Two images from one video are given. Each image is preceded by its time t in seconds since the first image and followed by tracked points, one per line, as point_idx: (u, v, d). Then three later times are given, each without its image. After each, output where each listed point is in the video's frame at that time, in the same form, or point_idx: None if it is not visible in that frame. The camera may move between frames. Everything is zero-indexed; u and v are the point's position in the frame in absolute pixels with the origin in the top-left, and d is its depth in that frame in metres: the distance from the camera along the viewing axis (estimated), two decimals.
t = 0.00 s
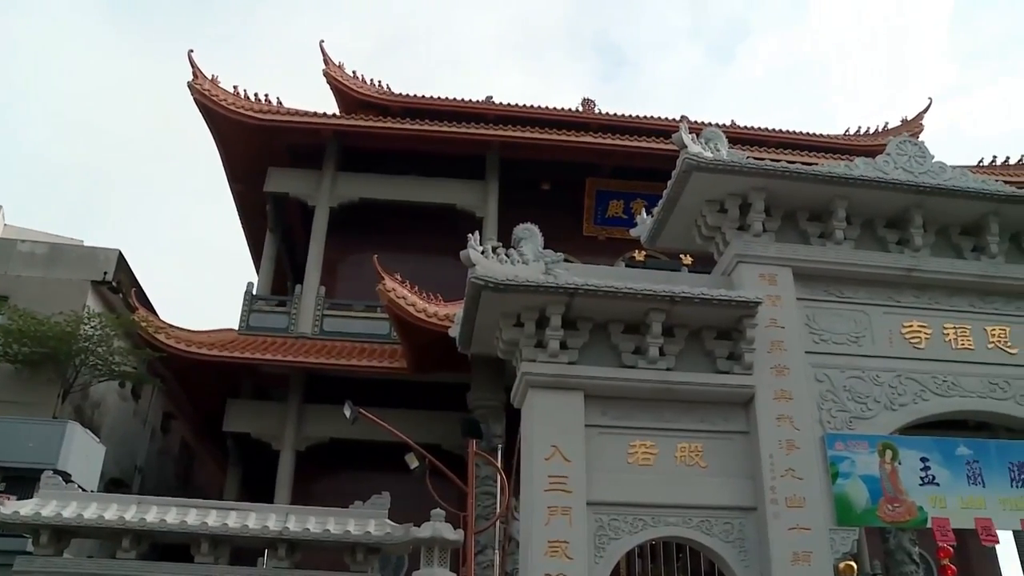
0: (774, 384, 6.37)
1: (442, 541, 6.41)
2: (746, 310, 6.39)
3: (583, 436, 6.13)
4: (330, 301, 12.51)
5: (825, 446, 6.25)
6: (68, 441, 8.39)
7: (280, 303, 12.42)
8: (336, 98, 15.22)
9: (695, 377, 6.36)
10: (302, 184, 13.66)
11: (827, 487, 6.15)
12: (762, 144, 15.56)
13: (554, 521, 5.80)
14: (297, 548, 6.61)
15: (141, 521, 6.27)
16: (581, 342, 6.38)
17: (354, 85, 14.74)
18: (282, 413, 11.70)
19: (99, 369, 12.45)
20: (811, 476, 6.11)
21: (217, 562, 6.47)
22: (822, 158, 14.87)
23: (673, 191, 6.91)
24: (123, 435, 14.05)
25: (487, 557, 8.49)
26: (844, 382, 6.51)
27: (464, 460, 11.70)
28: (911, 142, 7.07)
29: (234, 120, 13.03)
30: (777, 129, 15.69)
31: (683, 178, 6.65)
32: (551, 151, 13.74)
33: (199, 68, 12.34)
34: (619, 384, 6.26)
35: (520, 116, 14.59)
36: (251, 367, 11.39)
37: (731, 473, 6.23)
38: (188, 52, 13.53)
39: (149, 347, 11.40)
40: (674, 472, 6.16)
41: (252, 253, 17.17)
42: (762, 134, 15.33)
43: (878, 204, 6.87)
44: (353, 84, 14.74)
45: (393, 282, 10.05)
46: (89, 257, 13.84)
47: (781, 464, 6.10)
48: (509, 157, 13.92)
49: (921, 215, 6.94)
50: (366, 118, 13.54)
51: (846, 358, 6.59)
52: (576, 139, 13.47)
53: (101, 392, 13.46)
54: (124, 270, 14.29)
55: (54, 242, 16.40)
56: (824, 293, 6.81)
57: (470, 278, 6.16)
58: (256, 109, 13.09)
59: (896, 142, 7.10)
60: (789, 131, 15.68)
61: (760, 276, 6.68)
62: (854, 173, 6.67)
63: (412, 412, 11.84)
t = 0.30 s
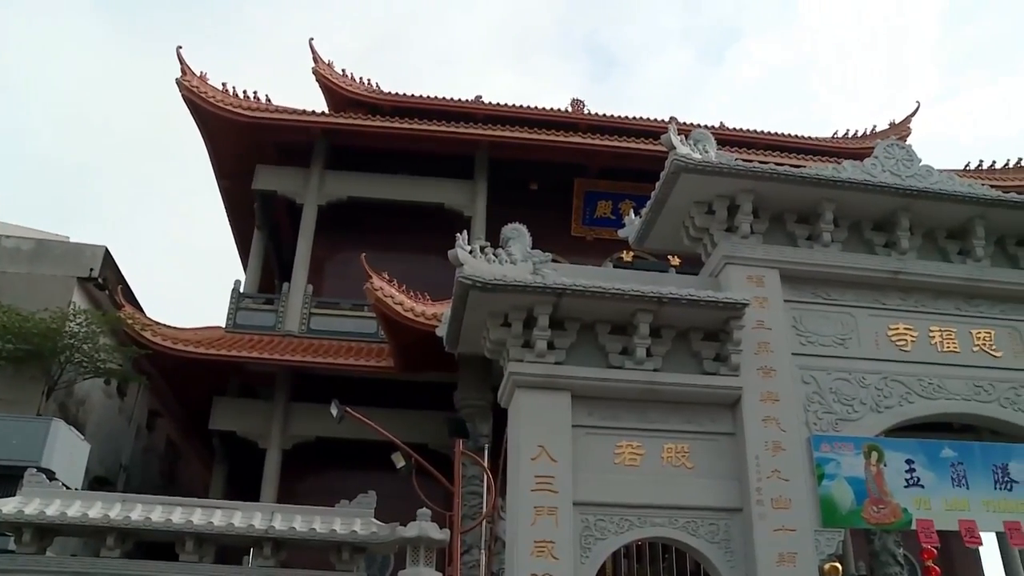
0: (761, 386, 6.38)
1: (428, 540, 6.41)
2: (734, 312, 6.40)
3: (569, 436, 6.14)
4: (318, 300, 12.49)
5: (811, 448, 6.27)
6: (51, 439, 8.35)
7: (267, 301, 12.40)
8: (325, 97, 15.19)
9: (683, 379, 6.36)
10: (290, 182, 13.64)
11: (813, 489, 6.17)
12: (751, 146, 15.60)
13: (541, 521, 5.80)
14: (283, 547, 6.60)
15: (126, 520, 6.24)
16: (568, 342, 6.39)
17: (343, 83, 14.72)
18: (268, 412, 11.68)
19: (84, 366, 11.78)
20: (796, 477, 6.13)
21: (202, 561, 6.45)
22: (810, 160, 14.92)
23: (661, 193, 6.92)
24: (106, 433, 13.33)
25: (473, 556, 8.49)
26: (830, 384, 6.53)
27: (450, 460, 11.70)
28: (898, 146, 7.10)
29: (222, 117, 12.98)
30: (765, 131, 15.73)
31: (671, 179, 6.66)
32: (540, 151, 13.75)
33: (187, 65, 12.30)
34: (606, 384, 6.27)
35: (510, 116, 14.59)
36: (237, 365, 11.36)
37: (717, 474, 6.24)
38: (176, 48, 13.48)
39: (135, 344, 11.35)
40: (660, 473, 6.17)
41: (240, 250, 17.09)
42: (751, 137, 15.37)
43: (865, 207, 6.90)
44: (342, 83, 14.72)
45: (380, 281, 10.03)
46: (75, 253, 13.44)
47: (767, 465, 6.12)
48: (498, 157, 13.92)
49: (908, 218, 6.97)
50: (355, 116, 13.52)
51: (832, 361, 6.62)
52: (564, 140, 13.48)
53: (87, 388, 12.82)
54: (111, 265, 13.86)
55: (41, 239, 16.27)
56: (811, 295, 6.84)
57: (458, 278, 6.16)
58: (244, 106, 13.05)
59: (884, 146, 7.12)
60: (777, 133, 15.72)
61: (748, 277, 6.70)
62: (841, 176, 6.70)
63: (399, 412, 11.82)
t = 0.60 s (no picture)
0: (744, 387, 6.40)
1: (410, 540, 6.40)
2: (718, 313, 6.41)
3: (553, 436, 6.14)
4: (302, 298, 12.46)
5: (793, 450, 6.30)
6: (31, 436, 8.31)
7: (251, 298, 12.36)
8: (311, 94, 15.15)
9: (666, 379, 6.38)
10: (275, 179, 13.61)
11: (795, 491, 6.19)
12: (736, 148, 15.66)
13: (523, 521, 5.80)
14: (265, 545, 6.57)
15: (106, 517, 6.20)
16: (552, 342, 6.39)
17: (329, 81, 14.69)
18: (251, 409, 11.64)
19: (65, 363, 10.93)
20: (778, 479, 6.15)
21: (183, 559, 6.42)
22: (795, 163, 14.98)
23: (647, 195, 6.93)
24: (88, 429, 13.17)
25: (455, 556, 8.48)
26: (813, 386, 6.56)
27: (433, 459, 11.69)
28: (882, 150, 7.14)
29: (208, 113, 12.93)
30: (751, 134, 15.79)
31: (657, 180, 6.68)
32: (526, 151, 13.75)
33: (172, 60, 12.25)
34: (589, 384, 6.27)
35: (498, 116, 14.59)
36: (221, 362, 11.32)
37: (700, 475, 6.26)
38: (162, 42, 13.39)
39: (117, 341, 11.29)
40: (643, 473, 6.18)
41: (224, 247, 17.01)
42: (737, 139, 15.43)
43: (849, 210, 6.94)
44: (328, 80, 14.68)
45: (365, 279, 10.01)
46: (57, 249, 13.33)
47: (749, 467, 6.14)
48: (485, 156, 13.91)
49: (891, 222, 7.01)
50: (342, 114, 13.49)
51: (815, 363, 6.64)
52: (552, 140, 13.50)
53: (69, 384, 12.68)
54: (93, 261, 13.75)
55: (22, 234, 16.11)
56: (795, 297, 6.86)
57: (443, 277, 6.15)
58: (230, 102, 13.01)
59: (868, 149, 7.16)
60: (762, 136, 15.79)
61: (732, 279, 6.72)
62: (826, 179, 6.73)
63: (382, 410, 11.82)
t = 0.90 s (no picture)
0: (726, 389, 6.42)
1: (392, 538, 6.39)
2: (701, 315, 6.43)
3: (535, 436, 6.14)
4: (286, 295, 12.42)
5: (775, 452, 6.32)
6: (9, 432, 8.21)
7: (235, 295, 12.31)
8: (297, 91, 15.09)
9: (649, 380, 6.39)
10: (260, 175, 13.56)
11: (776, 492, 6.22)
12: (722, 150, 15.70)
13: (504, 521, 5.80)
14: (245, 543, 6.55)
15: (85, 514, 6.16)
16: (535, 342, 6.39)
17: (315, 78, 14.64)
18: (233, 407, 11.60)
19: (46, 358, 10.83)
20: (760, 480, 6.17)
21: (163, 557, 6.40)
22: (781, 166, 15.04)
23: (632, 196, 6.94)
24: (68, 426, 12.99)
25: (437, 555, 8.48)
26: (796, 388, 6.59)
27: (416, 458, 11.68)
28: (867, 154, 7.17)
29: (192, 108, 12.88)
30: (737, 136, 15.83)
31: (642, 181, 6.68)
32: (513, 150, 13.76)
33: (158, 55, 12.19)
34: (573, 384, 6.28)
35: (485, 115, 14.58)
36: (203, 359, 11.27)
37: (682, 476, 6.27)
38: (147, 36, 13.30)
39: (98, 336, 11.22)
40: (625, 473, 6.19)
41: (208, 243, 16.92)
42: (723, 141, 15.47)
43: (833, 213, 6.97)
44: (314, 77, 14.64)
45: (349, 277, 9.99)
46: (39, 243, 13.22)
47: (731, 468, 6.15)
48: (471, 155, 13.89)
49: (875, 226, 7.04)
50: (329, 111, 13.45)
51: (798, 365, 6.67)
52: (538, 140, 13.51)
53: (49, 380, 12.54)
54: (75, 256, 13.65)
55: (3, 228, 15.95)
56: (778, 299, 6.89)
57: (426, 275, 6.14)
58: (215, 98, 12.95)
59: (852, 153, 7.19)
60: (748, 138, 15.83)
61: (716, 280, 6.73)
62: (811, 182, 6.76)
63: (365, 409, 11.80)
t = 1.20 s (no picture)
0: (709, 390, 6.43)
1: (374, 537, 6.37)
2: (685, 316, 6.44)
3: (519, 436, 6.14)
4: (269, 292, 12.38)
5: (757, 453, 6.34)
6: None
7: (218, 292, 12.27)
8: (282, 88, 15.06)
9: (632, 381, 6.40)
10: (245, 172, 13.52)
11: (758, 494, 6.24)
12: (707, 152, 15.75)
13: (487, 521, 5.79)
14: (226, 541, 6.53)
15: (64, 512, 6.12)
16: (519, 341, 6.40)
17: (301, 75, 14.61)
18: (216, 404, 11.56)
19: (25, 355, 10.17)
20: (742, 482, 6.19)
21: (143, 554, 6.37)
22: (765, 168, 15.10)
23: (617, 196, 6.95)
24: (49, 422, 12.82)
25: (419, 554, 8.48)
26: (778, 390, 6.61)
27: (399, 456, 11.67)
28: (852, 157, 7.21)
29: (178, 104, 12.83)
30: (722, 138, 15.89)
31: (627, 182, 6.69)
32: (500, 150, 13.77)
33: (142, 50, 12.13)
34: (556, 384, 6.28)
35: (473, 114, 14.57)
36: (186, 356, 11.22)
37: (664, 477, 6.29)
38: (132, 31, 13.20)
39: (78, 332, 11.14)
40: (607, 474, 6.20)
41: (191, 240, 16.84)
42: (708, 143, 15.52)
43: (817, 216, 7.00)
44: (300, 74, 14.60)
45: (333, 275, 9.97)
46: (20, 238, 13.10)
47: (714, 469, 6.17)
48: (457, 154, 13.89)
49: (859, 229, 7.07)
50: (314, 109, 13.41)
51: (781, 367, 6.70)
52: (526, 140, 13.52)
53: (29, 375, 12.39)
54: (57, 252, 13.54)
55: None
56: (762, 302, 6.91)
57: (411, 274, 6.12)
58: (201, 94, 12.90)
59: (837, 157, 7.22)
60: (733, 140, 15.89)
61: (700, 282, 6.75)
62: (796, 185, 6.79)
63: (348, 407, 11.78)
